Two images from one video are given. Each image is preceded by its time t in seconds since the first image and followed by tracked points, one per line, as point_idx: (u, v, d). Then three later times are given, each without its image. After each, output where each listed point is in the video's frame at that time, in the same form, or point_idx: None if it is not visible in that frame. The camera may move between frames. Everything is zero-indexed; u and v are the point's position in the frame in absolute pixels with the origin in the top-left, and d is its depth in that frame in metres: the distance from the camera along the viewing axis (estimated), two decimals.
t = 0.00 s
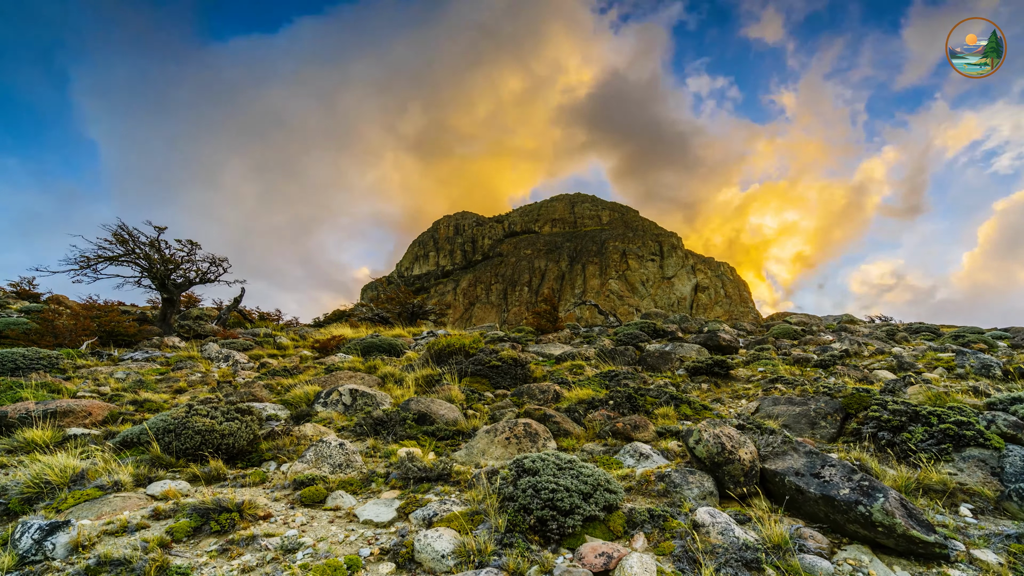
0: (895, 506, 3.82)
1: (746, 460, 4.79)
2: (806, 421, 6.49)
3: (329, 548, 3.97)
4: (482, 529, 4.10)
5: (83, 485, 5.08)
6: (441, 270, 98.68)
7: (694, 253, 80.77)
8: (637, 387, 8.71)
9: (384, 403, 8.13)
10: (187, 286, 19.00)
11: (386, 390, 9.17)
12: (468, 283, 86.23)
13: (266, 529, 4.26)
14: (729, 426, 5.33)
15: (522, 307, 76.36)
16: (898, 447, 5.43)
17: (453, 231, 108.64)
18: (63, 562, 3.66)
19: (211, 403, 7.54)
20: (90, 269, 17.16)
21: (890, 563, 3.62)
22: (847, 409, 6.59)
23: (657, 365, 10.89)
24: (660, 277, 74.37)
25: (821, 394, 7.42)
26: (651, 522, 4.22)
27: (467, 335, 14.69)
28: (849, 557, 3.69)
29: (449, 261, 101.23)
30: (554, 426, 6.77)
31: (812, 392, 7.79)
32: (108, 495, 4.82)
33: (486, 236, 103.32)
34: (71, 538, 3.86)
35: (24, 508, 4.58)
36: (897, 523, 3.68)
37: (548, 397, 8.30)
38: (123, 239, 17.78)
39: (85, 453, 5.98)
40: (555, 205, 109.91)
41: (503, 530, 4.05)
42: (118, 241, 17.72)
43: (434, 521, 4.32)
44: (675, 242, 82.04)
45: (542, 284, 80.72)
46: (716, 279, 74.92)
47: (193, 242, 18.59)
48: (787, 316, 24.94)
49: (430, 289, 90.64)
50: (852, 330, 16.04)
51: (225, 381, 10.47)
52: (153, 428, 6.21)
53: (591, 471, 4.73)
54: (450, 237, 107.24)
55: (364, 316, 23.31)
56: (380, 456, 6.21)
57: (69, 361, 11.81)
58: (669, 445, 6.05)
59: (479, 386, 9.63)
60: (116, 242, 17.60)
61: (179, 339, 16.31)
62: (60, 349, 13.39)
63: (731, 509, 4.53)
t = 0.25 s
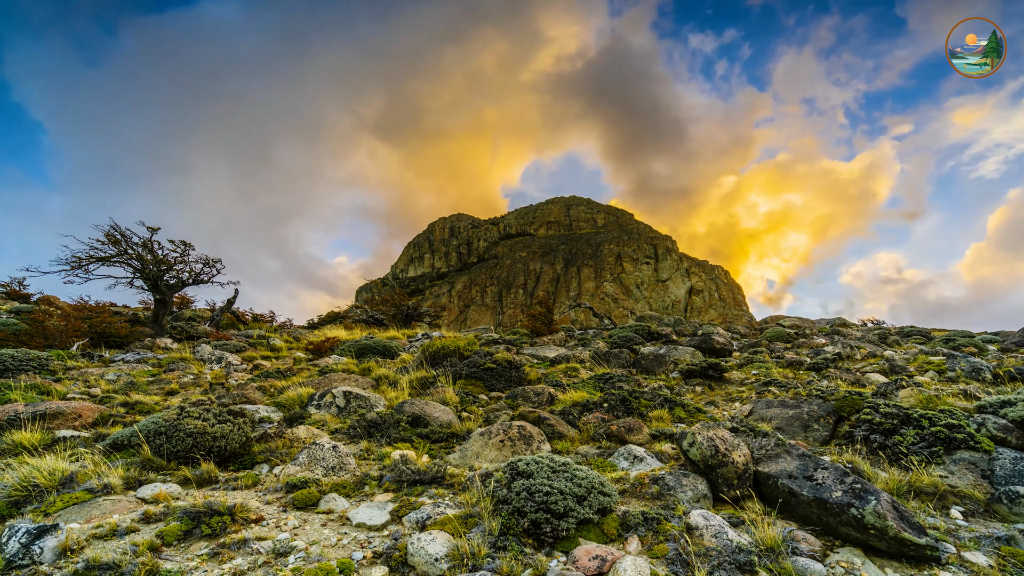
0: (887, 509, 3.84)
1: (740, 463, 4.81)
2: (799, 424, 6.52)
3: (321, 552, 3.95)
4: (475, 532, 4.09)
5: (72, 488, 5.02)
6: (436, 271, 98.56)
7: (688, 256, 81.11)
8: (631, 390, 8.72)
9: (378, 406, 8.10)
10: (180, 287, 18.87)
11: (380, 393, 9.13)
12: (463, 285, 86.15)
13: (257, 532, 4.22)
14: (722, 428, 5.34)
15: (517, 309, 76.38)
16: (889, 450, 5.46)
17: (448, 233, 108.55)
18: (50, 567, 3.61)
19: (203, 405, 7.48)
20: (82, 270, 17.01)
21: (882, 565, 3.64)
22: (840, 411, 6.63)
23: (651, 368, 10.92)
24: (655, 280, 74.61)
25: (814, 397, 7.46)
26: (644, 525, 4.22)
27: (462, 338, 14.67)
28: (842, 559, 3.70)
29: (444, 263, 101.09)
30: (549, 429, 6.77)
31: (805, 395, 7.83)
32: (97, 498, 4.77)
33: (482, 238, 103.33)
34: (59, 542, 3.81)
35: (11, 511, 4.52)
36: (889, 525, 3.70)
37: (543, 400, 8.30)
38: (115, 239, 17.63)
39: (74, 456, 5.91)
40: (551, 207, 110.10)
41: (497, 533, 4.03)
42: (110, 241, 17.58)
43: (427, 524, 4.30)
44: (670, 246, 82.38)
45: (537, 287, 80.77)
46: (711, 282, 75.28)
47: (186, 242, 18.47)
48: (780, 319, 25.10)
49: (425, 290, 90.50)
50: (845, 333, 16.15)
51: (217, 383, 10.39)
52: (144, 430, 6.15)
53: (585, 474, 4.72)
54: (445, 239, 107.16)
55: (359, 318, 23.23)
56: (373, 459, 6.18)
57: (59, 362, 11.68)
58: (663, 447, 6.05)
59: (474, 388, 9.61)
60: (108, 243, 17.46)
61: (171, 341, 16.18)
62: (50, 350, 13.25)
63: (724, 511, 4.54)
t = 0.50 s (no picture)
0: (879, 511, 3.86)
1: (733, 465, 4.82)
2: (792, 427, 6.55)
3: (313, 555, 3.92)
4: (469, 535, 4.07)
5: (61, 491, 4.96)
6: (431, 273, 98.44)
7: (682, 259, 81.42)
8: (625, 392, 8.73)
9: (372, 408, 8.07)
10: (173, 289, 18.73)
11: (374, 395, 9.09)
12: (458, 287, 86.04)
13: (249, 536, 4.19)
14: (716, 431, 5.36)
15: (512, 311, 76.37)
16: (881, 452, 5.50)
17: (443, 235, 108.46)
18: (37, 571, 3.56)
19: (195, 407, 7.42)
20: (73, 270, 16.86)
21: (874, 568, 3.66)
22: (832, 414, 6.67)
23: (646, 370, 10.94)
24: (649, 283, 74.84)
25: (806, 400, 7.50)
26: (638, 528, 4.22)
27: (457, 340, 14.64)
28: (834, 562, 3.72)
29: (439, 265, 100.94)
30: (543, 431, 6.76)
31: (798, 397, 7.87)
32: (87, 501, 4.72)
33: (477, 240, 103.33)
34: (47, 546, 3.76)
35: None
36: (881, 528, 3.72)
37: (537, 402, 8.29)
38: (107, 240, 17.49)
39: (63, 458, 5.84)
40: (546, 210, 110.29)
41: (490, 536, 4.02)
42: (102, 241, 17.43)
43: (421, 527, 4.28)
44: (665, 249, 82.69)
45: (532, 289, 80.80)
46: (705, 286, 75.62)
47: (179, 243, 18.35)
48: (773, 322, 25.25)
49: (419, 292, 90.34)
50: (837, 337, 16.25)
51: (209, 385, 10.30)
52: (134, 433, 6.09)
53: (579, 477, 4.72)
54: (440, 241, 107.06)
55: (353, 320, 23.13)
56: (367, 461, 6.15)
57: (49, 364, 11.55)
58: (657, 450, 6.06)
59: (468, 390, 9.59)
60: (100, 243, 17.32)
61: (163, 342, 16.05)
62: (40, 351, 13.10)
63: (718, 514, 4.55)
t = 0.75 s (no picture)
0: (871, 514, 3.89)
1: (727, 468, 4.83)
2: (785, 429, 6.57)
3: (305, 559, 3.89)
4: (463, 539, 4.06)
5: (49, 494, 4.90)
6: (426, 275, 98.27)
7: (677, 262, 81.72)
8: (620, 395, 8.73)
9: (365, 410, 8.03)
10: (165, 289, 18.58)
11: (368, 397, 9.05)
12: (453, 289, 85.93)
13: (240, 539, 4.15)
14: (710, 434, 5.37)
15: (507, 313, 76.34)
16: (873, 455, 5.53)
17: (439, 237, 108.34)
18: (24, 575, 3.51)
19: (187, 409, 7.35)
20: (64, 271, 16.70)
21: (866, 570, 3.68)
22: (825, 417, 6.70)
23: (640, 373, 10.95)
24: (644, 286, 75.07)
25: (799, 403, 7.53)
26: (632, 531, 4.22)
27: (452, 342, 14.61)
28: (826, 564, 3.73)
29: (434, 267, 100.76)
30: (537, 434, 6.75)
31: (791, 400, 7.91)
32: (75, 504, 4.66)
33: (472, 242, 103.29)
34: (34, 550, 3.71)
35: None
36: (873, 531, 3.74)
37: (532, 405, 8.28)
38: (99, 240, 17.34)
39: (52, 461, 5.77)
40: (541, 213, 110.45)
41: (484, 539, 4.00)
42: (94, 241, 17.27)
43: (414, 530, 4.26)
44: (659, 252, 83.02)
45: (527, 291, 80.83)
46: (699, 289, 75.96)
47: (172, 244, 18.22)
48: (767, 326, 25.40)
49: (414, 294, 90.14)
50: (829, 340, 16.35)
51: (202, 387, 10.22)
52: (125, 435, 6.03)
53: (573, 479, 4.71)
54: (435, 243, 106.93)
55: (347, 322, 23.03)
56: (360, 464, 6.12)
57: (39, 365, 11.43)
58: (651, 453, 6.07)
59: (462, 393, 9.56)
60: (92, 244, 17.16)
61: (155, 343, 15.91)
62: (29, 352, 12.95)
63: (711, 517, 4.55)
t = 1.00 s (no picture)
0: (863, 517, 3.91)
1: (720, 471, 4.84)
2: (778, 432, 6.59)
3: (297, 563, 3.86)
4: (456, 542, 4.04)
5: (37, 497, 4.84)
6: (421, 277, 98.08)
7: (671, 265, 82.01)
8: (614, 398, 8.74)
9: (359, 413, 7.99)
10: (158, 290, 18.45)
11: (362, 399, 9.01)
12: (448, 291, 85.80)
13: (231, 543, 4.11)
14: (703, 437, 5.38)
15: (502, 316, 76.30)
16: (865, 458, 5.56)
17: (434, 239, 108.21)
18: None
19: (178, 411, 7.29)
20: (55, 271, 16.55)
21: (858, 573, 3.70)
22: (817, 420, 6.73)
23: (634, 376, 10.97)
24: (639, 289, 75.28)
25: (793, 406, 7.56)
26: (626, 534, 4.22)
27: (446, 344, 14.58)
28: (819, 567, 3.75)
29: (429, 269, 100.58)
30: (531, 437, 6.74)
31: (784, 403, 7.94)
32: (64, 507, 4.60)
33: (467, 244, 103.25)
34: (21, 554, 3.66)
35: None
36: (865, 533, 3.76)
37: (526, 408, 8.27)
38: (91, 240, 17.20)
39: (40, 463, 5.70)
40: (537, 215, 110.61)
41: (477, 542, 3.99)
42: (86, 242, 17.13)
43: (407, 533, 4.23)
44: (654, 255, 83.32)
45: (522, 293, 80.87)
46: (693, 292, 76.27)
47: (165, 245, 18.08)
48: (760, 329, 25.54)
49: (409, 296, 89.92)
50: (822, 344, 16.46)
51: (194, 389, 10.13)
52: (115, 437, 5.96)
53: (567, 482, 4.70)
54: (430, 245, 106.78)
55: (341, 323, 22.93)
56: (353, 467, 6.09)
57: (28, 366, 11.30)
58: (645, 456, 6.08)
59: (457, 395, 9.54)
60: (84, 244, 17.01)
61: (146, 345, 15.77)
62: (18, 353, 12.80)
63: (705, 520, 4.56)
